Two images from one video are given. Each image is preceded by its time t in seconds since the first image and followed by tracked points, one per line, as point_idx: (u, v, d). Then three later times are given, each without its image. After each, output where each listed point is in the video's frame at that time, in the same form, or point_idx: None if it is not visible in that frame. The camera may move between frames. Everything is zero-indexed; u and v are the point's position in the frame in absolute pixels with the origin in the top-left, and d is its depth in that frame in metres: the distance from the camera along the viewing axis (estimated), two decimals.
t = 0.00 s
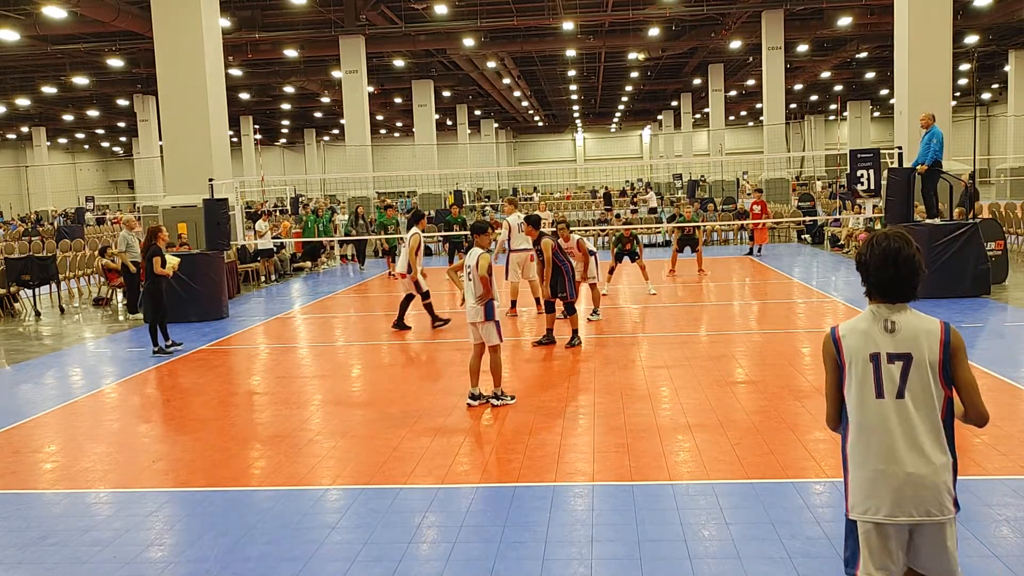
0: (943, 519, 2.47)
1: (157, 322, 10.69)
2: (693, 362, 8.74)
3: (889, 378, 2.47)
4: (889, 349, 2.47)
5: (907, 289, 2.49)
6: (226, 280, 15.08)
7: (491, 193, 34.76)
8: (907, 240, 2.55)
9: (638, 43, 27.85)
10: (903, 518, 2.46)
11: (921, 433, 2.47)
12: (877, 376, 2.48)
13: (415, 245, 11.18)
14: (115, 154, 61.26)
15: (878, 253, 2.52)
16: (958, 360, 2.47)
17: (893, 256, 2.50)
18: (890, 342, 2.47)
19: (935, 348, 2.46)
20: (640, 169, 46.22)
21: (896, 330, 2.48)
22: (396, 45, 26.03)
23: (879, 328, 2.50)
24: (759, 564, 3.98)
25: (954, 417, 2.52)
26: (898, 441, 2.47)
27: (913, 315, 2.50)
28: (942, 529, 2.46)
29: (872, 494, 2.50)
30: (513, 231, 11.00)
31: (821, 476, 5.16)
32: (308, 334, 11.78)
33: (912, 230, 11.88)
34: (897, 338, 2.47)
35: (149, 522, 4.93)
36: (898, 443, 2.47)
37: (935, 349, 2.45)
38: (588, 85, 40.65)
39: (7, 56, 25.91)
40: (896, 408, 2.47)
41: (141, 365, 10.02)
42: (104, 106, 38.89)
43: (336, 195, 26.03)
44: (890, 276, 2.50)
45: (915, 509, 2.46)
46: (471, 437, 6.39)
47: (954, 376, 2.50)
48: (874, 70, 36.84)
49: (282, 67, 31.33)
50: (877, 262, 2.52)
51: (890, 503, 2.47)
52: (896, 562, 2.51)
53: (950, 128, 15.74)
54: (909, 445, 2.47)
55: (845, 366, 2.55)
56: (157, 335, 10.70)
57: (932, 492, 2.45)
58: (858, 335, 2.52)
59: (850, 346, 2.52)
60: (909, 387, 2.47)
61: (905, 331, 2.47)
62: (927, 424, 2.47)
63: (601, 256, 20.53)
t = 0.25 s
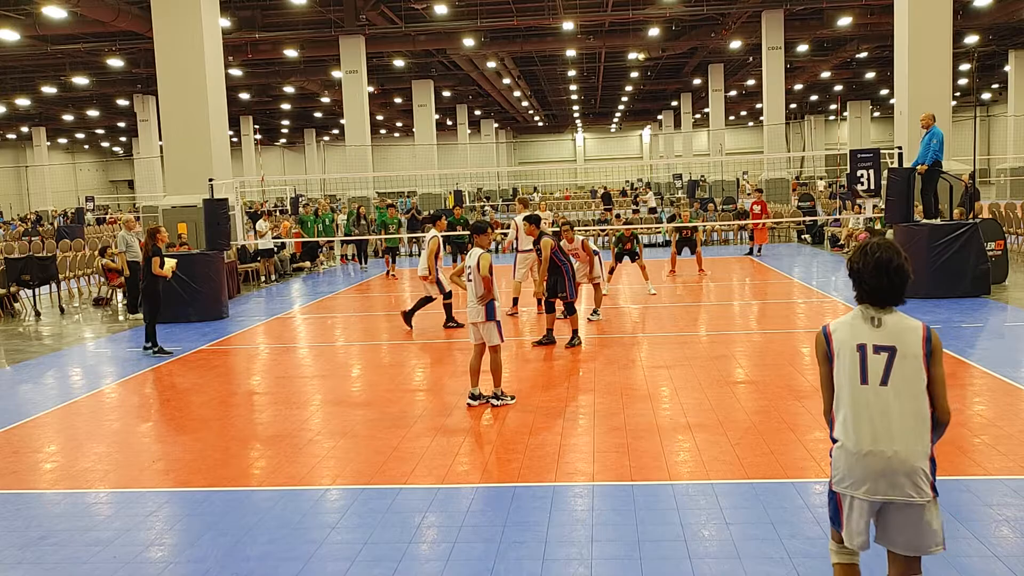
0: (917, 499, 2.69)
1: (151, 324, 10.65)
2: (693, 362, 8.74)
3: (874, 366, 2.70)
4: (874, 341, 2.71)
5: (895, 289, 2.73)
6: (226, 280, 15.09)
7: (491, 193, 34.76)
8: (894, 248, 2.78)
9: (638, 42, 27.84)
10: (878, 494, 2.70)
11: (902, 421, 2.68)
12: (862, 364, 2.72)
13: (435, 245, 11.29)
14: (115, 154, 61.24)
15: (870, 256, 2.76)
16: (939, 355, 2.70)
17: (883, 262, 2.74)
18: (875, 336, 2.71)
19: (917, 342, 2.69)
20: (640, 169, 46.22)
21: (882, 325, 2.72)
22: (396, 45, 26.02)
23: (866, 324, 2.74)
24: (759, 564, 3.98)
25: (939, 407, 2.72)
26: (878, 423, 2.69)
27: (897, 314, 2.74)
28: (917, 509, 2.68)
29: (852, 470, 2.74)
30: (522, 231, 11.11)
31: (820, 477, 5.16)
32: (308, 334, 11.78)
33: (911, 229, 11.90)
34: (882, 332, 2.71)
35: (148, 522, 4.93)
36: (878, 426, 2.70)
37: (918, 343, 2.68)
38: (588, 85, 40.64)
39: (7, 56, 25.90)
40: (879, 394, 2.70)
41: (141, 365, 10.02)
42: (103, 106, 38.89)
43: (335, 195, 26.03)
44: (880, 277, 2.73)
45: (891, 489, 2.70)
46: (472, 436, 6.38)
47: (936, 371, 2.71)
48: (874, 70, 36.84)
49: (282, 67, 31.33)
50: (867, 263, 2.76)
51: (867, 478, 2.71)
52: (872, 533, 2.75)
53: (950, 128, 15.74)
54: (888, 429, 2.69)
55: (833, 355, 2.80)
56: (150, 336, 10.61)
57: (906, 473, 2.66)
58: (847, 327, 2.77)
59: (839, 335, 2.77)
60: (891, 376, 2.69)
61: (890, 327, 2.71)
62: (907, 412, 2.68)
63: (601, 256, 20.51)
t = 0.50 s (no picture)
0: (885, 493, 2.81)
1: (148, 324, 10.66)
2: (693, 362, 8.74)
3: (840, 370, 2.83)
4: (838, 347, 2.84)
5: (862, 301, 2.82)
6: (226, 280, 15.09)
7: (491, 193, 34.78)
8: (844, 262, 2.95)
9: (638, 42, 27.85)
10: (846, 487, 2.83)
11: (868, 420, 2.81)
12: (829, 368, 2.84)
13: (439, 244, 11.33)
14: (115, 154, 61.26)
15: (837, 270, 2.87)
16: (897, 358, 2.85)
17: (846, 275, 2.85)
18: (840, 342, 2.84)
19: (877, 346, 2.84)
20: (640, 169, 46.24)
21: (846, 333, 2.85)
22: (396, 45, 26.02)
23: (830, 331, 2.87)
24: (759, 564, 3.98)
25: (894, 405, 2.90)
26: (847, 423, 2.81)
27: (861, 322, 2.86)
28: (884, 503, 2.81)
29: (822, 467, 2.86)
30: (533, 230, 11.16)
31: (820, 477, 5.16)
32: (308, 334, 11.78)
33: (911, 230, 11.90)
34: (848, 337, 2.84)
35: (148, 522, 4.93)
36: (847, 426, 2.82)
37: (878, 349, 2.83)
38: (588, 85, 40.66)
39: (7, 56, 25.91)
40: (846, 396, 2.82)
41: (141, 365, 10.04)
42: (104, 106, 38.90)
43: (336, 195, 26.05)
44: (848, 290, 2.83)
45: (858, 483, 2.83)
46: (472, 437, 6.38)
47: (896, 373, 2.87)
48: (874, 70, 36.85)
49: (282, 67, 31.34)
50: (834, 275, 2.86)
51: (838, 474, 2.83)
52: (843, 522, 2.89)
53: (950, 128, 15.75)
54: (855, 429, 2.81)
55: (801, 360, 2.91)
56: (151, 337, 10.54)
57: (876, 468, 2.79)
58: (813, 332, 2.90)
59: (807, 340, 2.89)
60: (857, 379, 2.82)
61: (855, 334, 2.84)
62: (872, 413, 2.81)
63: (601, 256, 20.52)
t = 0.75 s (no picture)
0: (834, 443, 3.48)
1: (147, 324, 10.68)
2: (693, 362, 8.74)
3: (801, 341, 3.46)
4: (801, 321, 3.46)
5: (821, 282, 3.43)
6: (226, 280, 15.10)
7: (491, 193, 34.76)
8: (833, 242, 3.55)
9: (638, 42, 27.85)
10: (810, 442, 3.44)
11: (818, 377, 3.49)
12: (791, 339, 3.47)
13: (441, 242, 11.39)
14: (115, 154, 61.28)
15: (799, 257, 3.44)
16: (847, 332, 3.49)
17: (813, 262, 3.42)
18: (802, 317, 3.46)
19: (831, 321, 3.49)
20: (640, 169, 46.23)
21: (807, 309, 3.47)
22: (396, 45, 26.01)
23: (793, 307, 3.48)
24: (760, 564, 3.98)
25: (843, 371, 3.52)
26: (809, 386, 3.43)
27: (820, 300, 3.47)
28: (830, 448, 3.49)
29: (785, 422, 3.46)
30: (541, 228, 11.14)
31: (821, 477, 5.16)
32: (309, 334, 11.78)
33: (911, 230, 11.90)
34: (808, 314, 3.46)
35: (148, 522, 4.93)
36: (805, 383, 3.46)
37: (831, 324, 3.47)
38: (587, 85, 40.65)
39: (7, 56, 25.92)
40: (805, 362, 3.45)
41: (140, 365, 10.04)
42: (104, 106, 38.91)
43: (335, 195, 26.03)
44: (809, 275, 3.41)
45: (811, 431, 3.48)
46: (472, 437, 6.38)
47: (842, 342, 3.57)
48: (874, 70, 36.84)
49: (281, 67, 31.33)
50: (796, 261, 3.43)
51: (798, 429, 3.42)
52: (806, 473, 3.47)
53: (950, 128, 15.76)
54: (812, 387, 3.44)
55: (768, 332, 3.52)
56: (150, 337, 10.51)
57: (832, 423, 3.41)
58: (778, 310, 3.50)
59: (774, 317, 3.49)
60: (815, 348, 3.45)
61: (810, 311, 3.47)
62: (826, 376, 3.44)
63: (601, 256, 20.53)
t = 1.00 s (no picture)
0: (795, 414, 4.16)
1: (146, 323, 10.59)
2: (694, 362, 8.74)
3: (769, 327, 4.15)
4: (770, 311, 4.15)
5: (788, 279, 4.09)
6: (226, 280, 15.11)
7: (491, 193, 34.75)
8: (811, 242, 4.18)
9: (638, 42, 27.85)
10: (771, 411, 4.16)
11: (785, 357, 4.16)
12: (761, 324, 4.16)
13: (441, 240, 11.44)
14: (115, 154, 61.28)
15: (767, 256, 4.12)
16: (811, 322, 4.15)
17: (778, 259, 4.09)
18: (771, 307, 4.14)
19: (799, 312, 4.16)
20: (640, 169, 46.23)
21: (777, 301, 4.14)
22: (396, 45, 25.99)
23: (766, 299, 4.16)
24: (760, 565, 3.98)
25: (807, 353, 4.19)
26: (773, 365, 4.12)
27: (788, 294, 4.15)
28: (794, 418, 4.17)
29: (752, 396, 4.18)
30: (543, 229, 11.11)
31: (821, 477, 5.16)
32: (309, 334, 11.78)
33: (911, 230, 11.90)
34: (778, 305, 4.14)
35: (148, 522, 4.93)
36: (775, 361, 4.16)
37: (797, 314, 4.13)
38: (587, 85, 40.65)
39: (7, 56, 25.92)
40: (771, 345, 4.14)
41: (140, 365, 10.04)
42: (104, 106, 38.91)
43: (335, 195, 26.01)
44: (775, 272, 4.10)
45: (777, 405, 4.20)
46: (472, 437, 6.38)
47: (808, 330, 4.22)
48: (874, 70, 36.84)
49: (281, 67, 31.33)
50: (765, 259, 4.11)
51: (761, 400, 4.14)
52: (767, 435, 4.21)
53: (949, 128, 15.76)
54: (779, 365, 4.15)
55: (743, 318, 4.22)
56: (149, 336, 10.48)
57: (792, 397, 4.09)
58: (753, 301, 4.19)
59: (749, 306, 4.18)
60: (782, 333, 4.13)
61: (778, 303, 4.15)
62: (789, 357, 4.13)
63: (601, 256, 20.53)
